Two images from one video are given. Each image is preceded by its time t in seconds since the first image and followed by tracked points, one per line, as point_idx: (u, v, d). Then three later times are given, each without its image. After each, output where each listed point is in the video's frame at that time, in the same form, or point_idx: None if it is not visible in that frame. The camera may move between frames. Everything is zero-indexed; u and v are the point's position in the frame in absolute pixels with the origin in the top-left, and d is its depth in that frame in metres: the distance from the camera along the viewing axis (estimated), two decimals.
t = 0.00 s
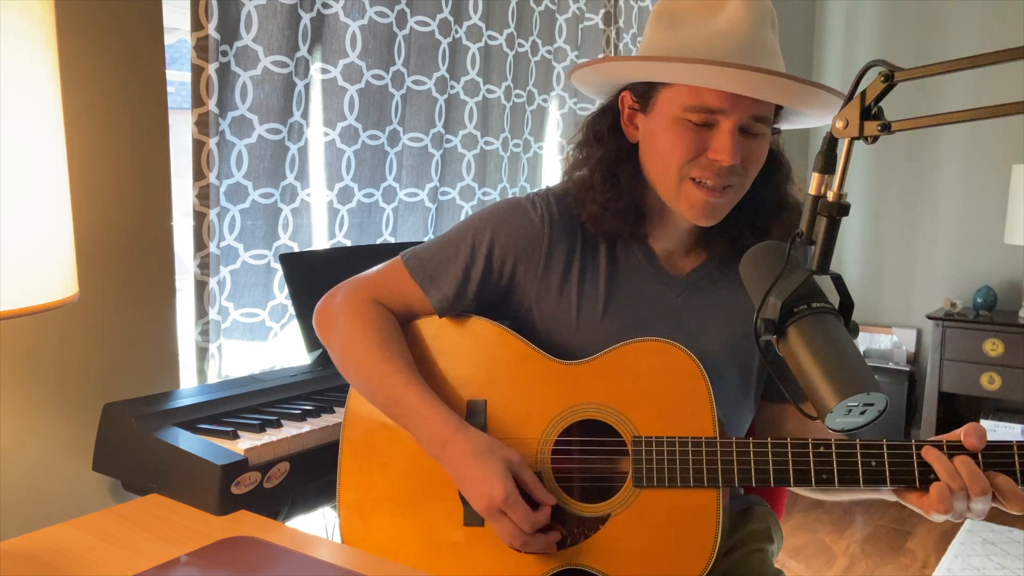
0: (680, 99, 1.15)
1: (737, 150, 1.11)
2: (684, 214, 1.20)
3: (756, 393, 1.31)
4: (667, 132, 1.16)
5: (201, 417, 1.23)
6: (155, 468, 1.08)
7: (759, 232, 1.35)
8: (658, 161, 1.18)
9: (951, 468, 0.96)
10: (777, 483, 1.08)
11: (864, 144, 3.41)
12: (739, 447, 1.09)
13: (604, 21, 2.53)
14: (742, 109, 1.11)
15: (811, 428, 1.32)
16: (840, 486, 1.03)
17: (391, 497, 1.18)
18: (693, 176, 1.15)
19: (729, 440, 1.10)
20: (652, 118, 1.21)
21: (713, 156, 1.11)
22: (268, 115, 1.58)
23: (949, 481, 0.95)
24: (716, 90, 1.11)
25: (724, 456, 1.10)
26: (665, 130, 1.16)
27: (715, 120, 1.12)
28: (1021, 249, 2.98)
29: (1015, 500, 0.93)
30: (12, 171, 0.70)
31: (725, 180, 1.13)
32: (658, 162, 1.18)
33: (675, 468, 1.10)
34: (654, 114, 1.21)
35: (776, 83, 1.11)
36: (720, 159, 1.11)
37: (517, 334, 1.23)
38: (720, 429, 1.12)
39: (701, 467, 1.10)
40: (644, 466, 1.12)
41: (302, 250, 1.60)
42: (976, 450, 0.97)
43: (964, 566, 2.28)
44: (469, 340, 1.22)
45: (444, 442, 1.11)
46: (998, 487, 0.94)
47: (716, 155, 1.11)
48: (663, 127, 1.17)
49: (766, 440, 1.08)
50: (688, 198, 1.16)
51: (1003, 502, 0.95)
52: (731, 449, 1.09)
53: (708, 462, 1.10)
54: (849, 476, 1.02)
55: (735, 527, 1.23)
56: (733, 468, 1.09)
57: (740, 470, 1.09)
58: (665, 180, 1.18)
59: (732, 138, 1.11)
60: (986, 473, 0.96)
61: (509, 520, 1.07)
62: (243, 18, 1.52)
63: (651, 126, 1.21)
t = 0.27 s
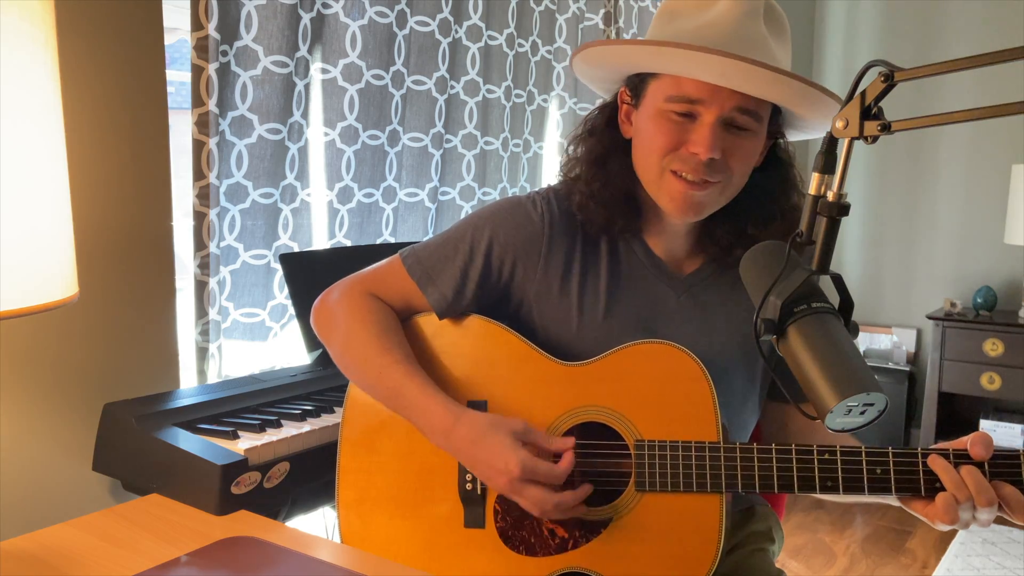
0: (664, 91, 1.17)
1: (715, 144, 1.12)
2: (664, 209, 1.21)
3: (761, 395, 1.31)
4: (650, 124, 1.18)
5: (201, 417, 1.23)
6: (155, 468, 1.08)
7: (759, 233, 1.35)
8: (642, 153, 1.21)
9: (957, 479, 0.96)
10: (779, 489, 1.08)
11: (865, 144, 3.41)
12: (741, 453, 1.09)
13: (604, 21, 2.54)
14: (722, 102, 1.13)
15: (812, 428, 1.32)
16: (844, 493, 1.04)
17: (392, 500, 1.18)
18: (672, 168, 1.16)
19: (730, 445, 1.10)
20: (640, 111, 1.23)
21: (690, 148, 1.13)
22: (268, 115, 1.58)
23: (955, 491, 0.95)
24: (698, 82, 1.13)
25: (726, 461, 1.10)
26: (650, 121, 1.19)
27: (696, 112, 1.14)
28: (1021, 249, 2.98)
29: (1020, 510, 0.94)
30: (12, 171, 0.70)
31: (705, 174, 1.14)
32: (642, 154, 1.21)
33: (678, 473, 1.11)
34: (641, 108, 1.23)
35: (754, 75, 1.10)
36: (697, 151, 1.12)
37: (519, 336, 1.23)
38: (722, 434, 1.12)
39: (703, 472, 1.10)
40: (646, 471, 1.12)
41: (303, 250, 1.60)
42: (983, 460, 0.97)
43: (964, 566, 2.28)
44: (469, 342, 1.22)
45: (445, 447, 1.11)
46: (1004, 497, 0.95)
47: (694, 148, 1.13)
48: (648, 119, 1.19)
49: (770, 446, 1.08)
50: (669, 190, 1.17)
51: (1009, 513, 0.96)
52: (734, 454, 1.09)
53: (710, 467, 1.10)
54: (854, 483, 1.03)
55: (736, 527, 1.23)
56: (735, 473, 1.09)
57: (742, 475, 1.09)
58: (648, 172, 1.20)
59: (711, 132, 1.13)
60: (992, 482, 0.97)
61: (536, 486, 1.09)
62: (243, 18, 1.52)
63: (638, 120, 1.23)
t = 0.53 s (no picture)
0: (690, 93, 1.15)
1: (749, 145, 1.10)
2: (694, 214, 1.19)
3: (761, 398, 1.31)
4: (677, 128, 1.16)
5: (201, 417, 1.23)
6: (155, 468, 1.08)
7: (759, 233, 1.35)
8: (668, 159, 1.18)
9: (958, 482, 0.96)
10: (779, 492, 1.08)
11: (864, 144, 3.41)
12: (740, 455, 1.09)
13: (604, 21, 2.54)
14: (750, 101, 1.12)
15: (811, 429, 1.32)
16: (844, 496, 1.04)
17: (391, 502, 1.18)
18: (704, 172, 1.14)
19: (730, 447, 1.10)
20: (659, 116, 1.21)
21: (725, 150, 1.11)
22: (268, 115, 1.58)
23: (955, 494, 0.95)
24: (727, 82, 1.12)
25: (725, 465, 1.10)
26: (675, 126, 1.16)
27: (725, 113, 1.13)
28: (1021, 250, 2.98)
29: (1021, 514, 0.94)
30: (12, 172, 0.70)
31: (737, 175, 1.12)
32: (668, 160, 1.18)
33: (677, 476, 1.10)
34: (660, 113, 1.21)
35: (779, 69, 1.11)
36: (732, 152, 1.10)
37: (519, 338, 1.23)
38: (722, 437, 1.12)
39: (703, 474, 1.10)
40: (645, 473, 1.12)
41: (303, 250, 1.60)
42: (983, 463, 0.98)
43: (964, 566, 2.28)
44: (469, 344, 1.22)
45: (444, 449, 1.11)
46: (1005, 500, 0.95)
47: (729, 149, 1.11)
48: (672, 124, 1.17)
49: (769, 448, 1.08)
50: (702, 194, 1.15)
51: (1010, 517, 0.96)
52: (733, 456, 1.09)
53: (711, 470, 1.10)
54: (854, 486, 1.02)
55: (736, 528, 1.23)
56: (734, 476, 1.09)
57: (741, 478, 1.09)
58: (676, 177, 1.17)
59: (743, 133, 1.11)
60: (992, 486, 0.97)
61: (530, 495, 1.07)
62: (243, 18, 1.52)
63: (658, 125, 1.21)
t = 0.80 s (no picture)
0: (673, 86, 1.17)
1: (726, 137, 1.11)
2: (675, 209, 1.19)
3: (761, 401, 1.31)
4: (659, 120, 1.18)
5: (202, 417, 1.23)
6: (155, 468, 1.08)
7: (759, 233, 1.35)
8: (650, 151, 1.19)
9: (958, 483, 0.96)
10: (778, 492, 1.08)
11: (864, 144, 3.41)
12: (741, 455, 1.09)
13: (604, 21, 2.53)
14: (730, 93, 1.13)
15: (811, 429, 1.32)
16: (844, 497, 1.04)
17: (391, 502, 1.18)
18: (683, 164, 1.15)
19: (730, 448, 1.10)
20: (646, 111, 1.23)
21: (702, 142, 1.12)
22: (268, 115, 1.58)
23: (955, 495, 0.95)
24: (706, 75, 1.14)
25: (725, 465, 1.10)
26: (658, 118, 1.18)
27: (706, 105, 1.14)
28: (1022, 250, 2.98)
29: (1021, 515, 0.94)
30: (12, 172, 0.70)
31: (716, 168, 1.13)
32: (650, 152, 1.19)
33: (677, 476, 1.10)
34: (647, 107, 1.23)
35: (758, 59, 1.10)
36: (709, 144, 1.11)
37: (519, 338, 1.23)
38: (722, 437, 1.12)
39: (703, 475, 1.10)
40: (646, 474, 1.12)
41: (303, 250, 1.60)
42: (983, 464, 0.98)
43: (964, 566, 2.28)
44: (469, 344, 1.22)
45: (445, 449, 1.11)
46: (1004, 501, 0.95)
47: (706, 141, 1.12)
48: (655, 117, 1.19)
49: (769, 449, 1.08)
50: (680, 186, 1.16)
51: (1009, 517, 0.96)
52: (733, 457, 1.09)
53: (711, 470, 1.10)
54: (854, 487, 1.02)
55: (736, 528, 1.23)
56: (734, 476, 1.09)
57: (741, 478, 1.09)
58: (657, 169, 1.18)
59: (721, 125, 1.12)
60: (993, 486, 0.97)
61: (515, 526, 1.08)
62: (243, 18, 1.52)
63: (645, 120, 1.23)
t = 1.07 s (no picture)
0: (685, 83, 1.17)
1: (745, 132, 1.11)
2: (690, 204, 1.19)
3: (758, 398, 1.31)
4: (672, 118, 1.17)
5: (202, 418, 1.23)
6: (155, 468, 1.08)
7: (758, 232, 1.35)
8: (663, 149, 1.18)
9: (956, 479, 0.96)
10: (778, 490, 1.08)
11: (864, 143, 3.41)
12: (740, 454, 1.09)
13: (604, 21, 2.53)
14: (744, 88, 1.14)
15: (811, 429, 1.32)
16: (843, 495, 1.03)
17: (392, 501, 1.18)
18: (700, 160, 1.14)
19: (729, 447, 1.10)
20: (654, 109, 1.22)
21: (722, 137, 1.12)
22: (268, 115, 1.58)
23: (954, 492, 0.95)
24: (722, 70, 1.14)
25: (724, 464, 1.09)
26: (670, 116, 1.17)
27: (721, 102, 1.14)
28: (1022, 250, 2.98)
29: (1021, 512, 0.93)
30: (13, 172, 0.70)
31: (733, 163, 1.13)
32: (663, 150, 1.18)
33: (677, 475, 1.10)
34: (656, 105, 1.22)
35: (774, 50, 1.13)
36: (729, 140, 1.11)
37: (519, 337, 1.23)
38: (721, 436, 1.12)
39: (702, 474, 1.10)
40: (645, 472, 1.12)
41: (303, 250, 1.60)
42: (982, 461, 0.97)
43: (964, 566, 2.28)
44: (469, 344, 1.22)
45: (444, 449, 1.11)
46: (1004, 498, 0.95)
47: (725, 136, 1.11)
48: (667, 114, 1.18)
49: (768, 447, 1.08)
50: (698, 182, 1.15)
51: (1009, 514, 0.95)
52: (732, 455, 1.09)
53: (710, 468, 1.10)
54: (853, 484, 1.02)
55: (736, 528, 1.23)
56: (733, 475, 1.09)
57: (741, 477, 1.09)
58: (672, 166, 1.17)
59: (739, 120, 1.12)
60: (992, 483, 0.97)
61: (528, 501, 1.08)
62: (243, 18, 1.52)
63: (654, 118, 1.22)
